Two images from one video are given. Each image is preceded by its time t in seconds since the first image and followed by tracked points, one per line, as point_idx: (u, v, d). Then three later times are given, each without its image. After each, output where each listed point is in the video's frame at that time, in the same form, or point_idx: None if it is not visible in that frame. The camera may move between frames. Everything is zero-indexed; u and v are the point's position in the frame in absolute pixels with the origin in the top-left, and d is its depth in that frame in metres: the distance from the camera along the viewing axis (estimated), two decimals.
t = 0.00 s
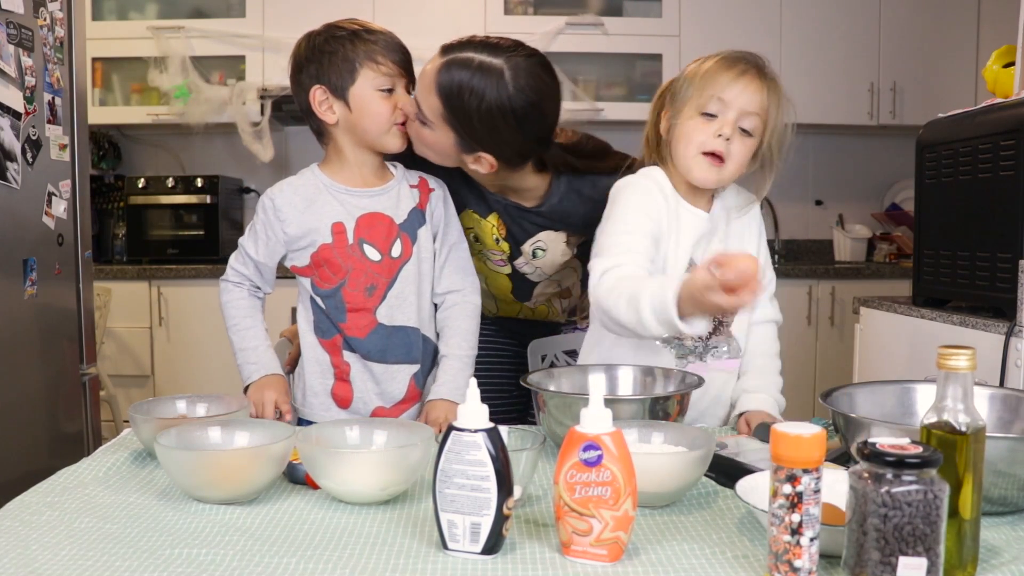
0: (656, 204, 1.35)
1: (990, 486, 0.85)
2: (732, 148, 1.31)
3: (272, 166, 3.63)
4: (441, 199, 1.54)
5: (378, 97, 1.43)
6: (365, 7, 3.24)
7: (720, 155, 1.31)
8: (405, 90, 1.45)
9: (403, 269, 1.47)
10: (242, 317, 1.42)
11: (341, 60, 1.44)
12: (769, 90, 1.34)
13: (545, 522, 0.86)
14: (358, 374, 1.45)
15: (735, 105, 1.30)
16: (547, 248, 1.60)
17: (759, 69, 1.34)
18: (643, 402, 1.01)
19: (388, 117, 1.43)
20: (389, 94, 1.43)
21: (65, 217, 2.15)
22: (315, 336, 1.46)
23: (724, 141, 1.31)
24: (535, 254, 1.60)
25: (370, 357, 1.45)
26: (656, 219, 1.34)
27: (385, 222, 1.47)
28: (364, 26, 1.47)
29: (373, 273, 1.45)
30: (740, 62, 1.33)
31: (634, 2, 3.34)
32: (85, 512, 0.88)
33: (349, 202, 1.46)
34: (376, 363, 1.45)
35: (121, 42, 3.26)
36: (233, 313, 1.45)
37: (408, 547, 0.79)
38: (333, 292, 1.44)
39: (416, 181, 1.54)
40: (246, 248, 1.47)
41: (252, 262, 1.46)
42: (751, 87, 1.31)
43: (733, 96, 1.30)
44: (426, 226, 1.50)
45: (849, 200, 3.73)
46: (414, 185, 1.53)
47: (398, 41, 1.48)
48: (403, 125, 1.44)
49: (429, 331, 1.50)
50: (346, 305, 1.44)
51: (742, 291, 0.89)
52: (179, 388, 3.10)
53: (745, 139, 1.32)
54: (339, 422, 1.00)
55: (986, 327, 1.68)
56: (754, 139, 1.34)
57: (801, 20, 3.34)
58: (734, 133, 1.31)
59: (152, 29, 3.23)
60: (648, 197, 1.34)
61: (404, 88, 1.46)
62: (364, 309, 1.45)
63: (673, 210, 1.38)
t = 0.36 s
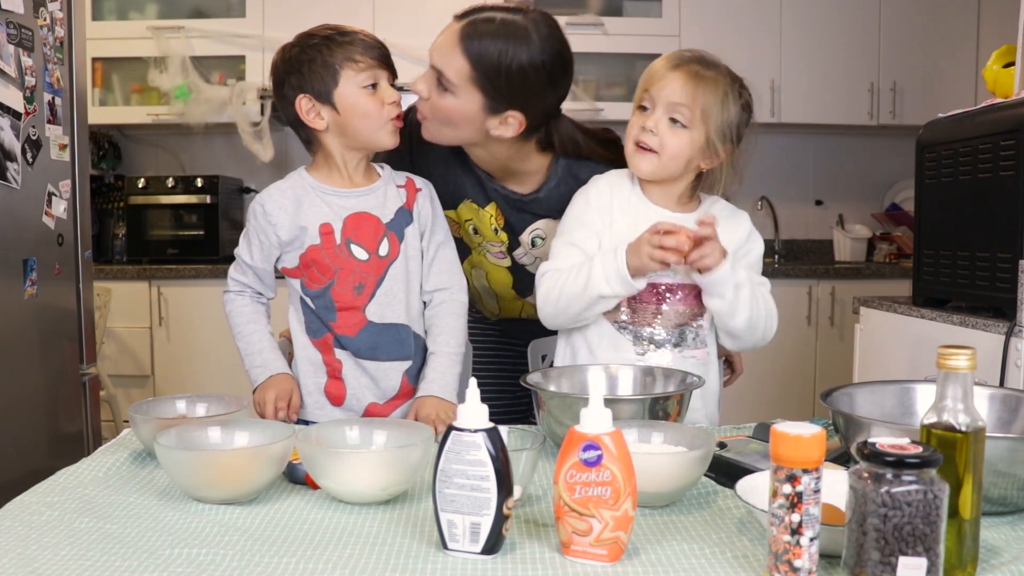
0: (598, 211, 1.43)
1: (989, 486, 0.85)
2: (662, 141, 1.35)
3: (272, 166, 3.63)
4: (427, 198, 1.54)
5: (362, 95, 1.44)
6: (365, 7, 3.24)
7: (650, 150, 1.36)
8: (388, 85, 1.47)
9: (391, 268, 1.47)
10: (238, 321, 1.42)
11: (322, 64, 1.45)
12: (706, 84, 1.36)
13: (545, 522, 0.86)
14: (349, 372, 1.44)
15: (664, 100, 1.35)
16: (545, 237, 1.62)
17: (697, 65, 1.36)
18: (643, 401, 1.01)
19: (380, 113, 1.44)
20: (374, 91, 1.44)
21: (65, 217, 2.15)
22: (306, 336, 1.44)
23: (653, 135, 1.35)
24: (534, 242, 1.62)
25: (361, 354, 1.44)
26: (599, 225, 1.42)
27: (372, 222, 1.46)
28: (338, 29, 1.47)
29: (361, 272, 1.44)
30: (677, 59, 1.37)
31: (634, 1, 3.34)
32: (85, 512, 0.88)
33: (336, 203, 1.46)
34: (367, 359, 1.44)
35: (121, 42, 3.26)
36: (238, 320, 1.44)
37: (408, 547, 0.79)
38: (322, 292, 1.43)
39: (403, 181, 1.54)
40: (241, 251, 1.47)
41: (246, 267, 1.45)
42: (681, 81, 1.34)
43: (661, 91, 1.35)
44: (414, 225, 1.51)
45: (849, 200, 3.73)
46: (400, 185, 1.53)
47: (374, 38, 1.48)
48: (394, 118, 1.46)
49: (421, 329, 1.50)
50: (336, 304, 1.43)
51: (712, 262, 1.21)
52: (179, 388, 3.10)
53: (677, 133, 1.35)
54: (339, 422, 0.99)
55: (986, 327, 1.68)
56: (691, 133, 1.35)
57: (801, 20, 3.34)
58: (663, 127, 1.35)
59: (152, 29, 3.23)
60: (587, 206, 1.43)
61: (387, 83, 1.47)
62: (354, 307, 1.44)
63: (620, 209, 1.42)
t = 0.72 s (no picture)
0: (587, 211, 1.44)
1: (989, 486, 0.85)
2: (639, 133, 1.37)
3: (272, 166, 3.63)
4: (436, 202, 1.55)
5: (367, 90, 1.44)
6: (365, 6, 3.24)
7: (629, 140, 1.38)
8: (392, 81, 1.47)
9: (404, 266, 1.46)
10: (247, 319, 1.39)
11: (325, 64, 1.45)
12: (681, 73, 1.39)
13: (545, 522, 0.86)
14: (359, 369, 1.42)
15: (640, 92, 1.38)
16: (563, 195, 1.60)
17: (673, 59, 1.40)
18: (643, 402, 1.01)
19: (386, 109, 1.44)
20: (379, 86, 1.45)
21: (65, 217, 2.15)
22: (313, 334, 1.42)
23: (630, 128, 1.38)
24: (550, 201, 1.60)
25: (369, 351, 1.42)
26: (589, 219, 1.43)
27: (385, 220, 1.46)
28: (340, 30, 1.48)
29: (375, 269, 1.43)
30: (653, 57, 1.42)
31: (634, 2, 3.33)
32: (85, 512, 0.88)
33: (349, 200, 1.45)
34: (376, 355, 1.43)
35: (121, 42, 3.26)
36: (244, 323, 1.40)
37: (408, 547, 0.79)
38: (335, 288, 1.42)
39: (412, 184, 1.54)
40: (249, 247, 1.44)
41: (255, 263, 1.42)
42: (654, 74, 1.38)
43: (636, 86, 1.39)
44: (423, 227, 1.51)
45: (849, 200, 3.73)
46: (411, 187, 1.53)
47: (375, 37, 1.49)
48: (400, 112, 1.47)
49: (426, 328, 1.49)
50: (348, 300, 1.42)
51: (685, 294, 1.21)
52: (179, 388, 3.10)
53: (652, 120, 1.37)
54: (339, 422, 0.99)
55: (987, 327, 1.68)
56: (668, 120, 1.37)
57: (801, 20, 3.34)
58: (639, 116, 1.37)
59: (152, 29, 3.23)
60: (581, 207, 1.44)
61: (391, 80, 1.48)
62: (366, 304, 1.42)
63: (609, 208, 1.43)
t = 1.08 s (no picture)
0: (602, 209, 1.43)
1: (989, 486, 0.85)
2: (634, 129, 1.37)
3: (272, 165, 3.63)
4: (441, 200, 1.54)
5: (364, 102, 1.44)
6: (365, 6, 3.24)
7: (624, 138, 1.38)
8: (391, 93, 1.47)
9: (406, 261, 1.46)
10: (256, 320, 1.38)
11: (325, 72, 1.46)
12: (669, 69, 1.40)
13: (545, 522, 0.86)
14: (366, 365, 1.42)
15: (631, 91, 1.39)
16: (566, 152, 1.61)
17: (660, 59, 1.41)
18: (643, 402, 1.00)
19: (379, 122, 1.44)
20: (375, 100, 1.45)
21: (65, 217, 2.15)
22: (318, 331, 1.42)
23: (626, 127, 1.38)
24: (556, 159, 1.61)
25: (374, 346, 1.42)
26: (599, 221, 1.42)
27: (388, 216, 1.46)
28: (345, 38, 1.48)
29: (378, 263, 1.43)
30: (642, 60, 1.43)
31: (634, 2, 3.33)
32: (85, 512, 0.88)
33: (352, 197, 1.45)
34: (381, 350, 1.42)
35: (121, 42, 3.26)
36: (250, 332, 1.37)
37: (409, 547, 0.79)
38: (338, 283, 1.42)
39: (417, 185, 1.54)
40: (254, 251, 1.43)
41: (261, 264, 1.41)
42: (643, 74, 1.39)
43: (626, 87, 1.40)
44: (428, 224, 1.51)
45: (849, 200, 3.73)
46: (415, 187, 1.53)
47: (380, 49, 1.48)
48: (395, 126, 1.45)
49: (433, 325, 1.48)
50: (352, 294, 1.42)
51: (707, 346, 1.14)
52: (180, 388, 3.10)
53: (645, 115, 1.37)
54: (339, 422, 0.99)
55: (987, 327, 1.68)
56: (661, 113, 1.37)
57: (801, 20, 3.34)
58: (632, 114, 1.38)
59: (151, 29, 3.23)
60: (590, 206, 1.42)
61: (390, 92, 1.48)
62: (370, 297, 1.43)
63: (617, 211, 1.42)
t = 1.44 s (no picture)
0: (599, 228, 1.41)
1: (989, 486, 0.85)
2: (631, 128, 1.36)
3: (272, 166, 3.63)
4: (448, 205, 1.54)
5: (365, 107, 1.43)
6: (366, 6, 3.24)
7: (620, 135, 1.37)
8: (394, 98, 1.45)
9: (413, 261, 1.46)
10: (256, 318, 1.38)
11: (329, 74, 1.45)
12: (670, 75, 1.40)
13: (545, 522, 0.86)
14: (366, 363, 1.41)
15: (630, 92, 1.39)
16: (565, 159, 1.61)
17: (662, 66, 1.41)
18: (643, 401, 1.01)
19: (378, 128, 1.43)
20: (376, 106, 1.43)
21: (65, 217, 2.15)
22: (321, 332, 1.42)
23: (623, 126, 1.37)
24: (554, 166, 1.61)
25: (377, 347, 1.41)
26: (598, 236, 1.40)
27: (394, 216, 1.46)
28: (354, 39, 1.46)
29: (384, 263, 1.43)
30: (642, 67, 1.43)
31: (634, 2, 3.33)
32: (86, 512, 0.88)
33: (359, 197, 1.45)
34: (385, 350, 1.41)
35: (121, 42, 3.26)
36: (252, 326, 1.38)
37: (408, 547, 0.79)
38: (343, 282, 1.41)
39: (424, 186, 1.54)
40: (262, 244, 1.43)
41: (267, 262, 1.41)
42: (642, 78, 1.39)
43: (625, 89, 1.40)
44: (434, 225, 1.50)
45: (849, 200, 3.73)
46: (422, 189, 1.53)
47: (387, 50, 1.46)
48: (395, 132, 1.44)
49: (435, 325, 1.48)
50: (356, 293, 1.42)
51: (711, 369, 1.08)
52: (180, 388, 3.10)
53: (643, 115, 1.37)
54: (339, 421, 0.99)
55: (987, 327, 1.68)
56: (658, 115, 1.37)
57: (801, 20, 3.34)
58: (630, 112, 1.38)
59: (152, 29, 3.23)
60: (588, 226, 1.40)
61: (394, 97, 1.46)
62: (374, 297, 1.42)
63: (613, 227, 1.41)
